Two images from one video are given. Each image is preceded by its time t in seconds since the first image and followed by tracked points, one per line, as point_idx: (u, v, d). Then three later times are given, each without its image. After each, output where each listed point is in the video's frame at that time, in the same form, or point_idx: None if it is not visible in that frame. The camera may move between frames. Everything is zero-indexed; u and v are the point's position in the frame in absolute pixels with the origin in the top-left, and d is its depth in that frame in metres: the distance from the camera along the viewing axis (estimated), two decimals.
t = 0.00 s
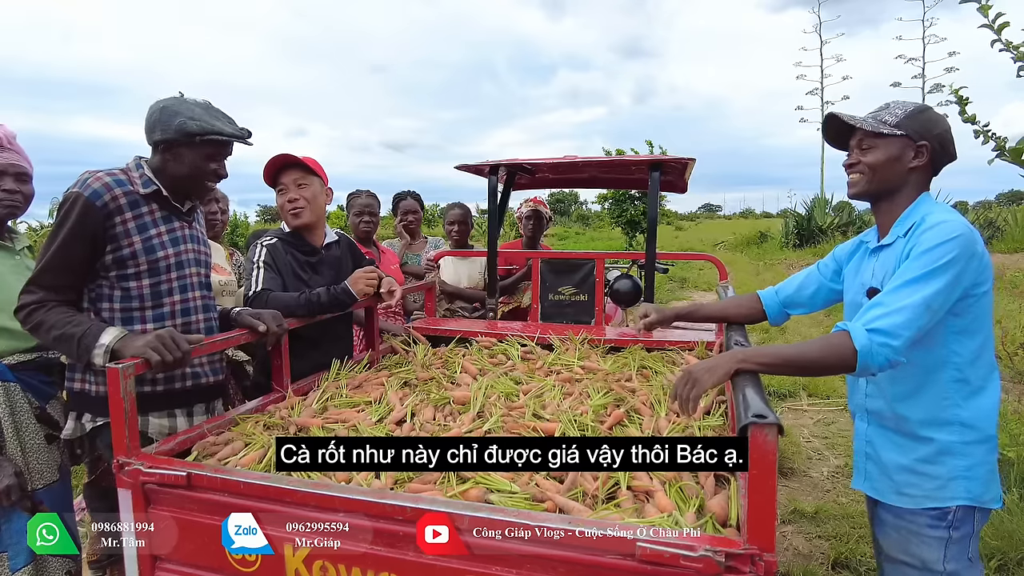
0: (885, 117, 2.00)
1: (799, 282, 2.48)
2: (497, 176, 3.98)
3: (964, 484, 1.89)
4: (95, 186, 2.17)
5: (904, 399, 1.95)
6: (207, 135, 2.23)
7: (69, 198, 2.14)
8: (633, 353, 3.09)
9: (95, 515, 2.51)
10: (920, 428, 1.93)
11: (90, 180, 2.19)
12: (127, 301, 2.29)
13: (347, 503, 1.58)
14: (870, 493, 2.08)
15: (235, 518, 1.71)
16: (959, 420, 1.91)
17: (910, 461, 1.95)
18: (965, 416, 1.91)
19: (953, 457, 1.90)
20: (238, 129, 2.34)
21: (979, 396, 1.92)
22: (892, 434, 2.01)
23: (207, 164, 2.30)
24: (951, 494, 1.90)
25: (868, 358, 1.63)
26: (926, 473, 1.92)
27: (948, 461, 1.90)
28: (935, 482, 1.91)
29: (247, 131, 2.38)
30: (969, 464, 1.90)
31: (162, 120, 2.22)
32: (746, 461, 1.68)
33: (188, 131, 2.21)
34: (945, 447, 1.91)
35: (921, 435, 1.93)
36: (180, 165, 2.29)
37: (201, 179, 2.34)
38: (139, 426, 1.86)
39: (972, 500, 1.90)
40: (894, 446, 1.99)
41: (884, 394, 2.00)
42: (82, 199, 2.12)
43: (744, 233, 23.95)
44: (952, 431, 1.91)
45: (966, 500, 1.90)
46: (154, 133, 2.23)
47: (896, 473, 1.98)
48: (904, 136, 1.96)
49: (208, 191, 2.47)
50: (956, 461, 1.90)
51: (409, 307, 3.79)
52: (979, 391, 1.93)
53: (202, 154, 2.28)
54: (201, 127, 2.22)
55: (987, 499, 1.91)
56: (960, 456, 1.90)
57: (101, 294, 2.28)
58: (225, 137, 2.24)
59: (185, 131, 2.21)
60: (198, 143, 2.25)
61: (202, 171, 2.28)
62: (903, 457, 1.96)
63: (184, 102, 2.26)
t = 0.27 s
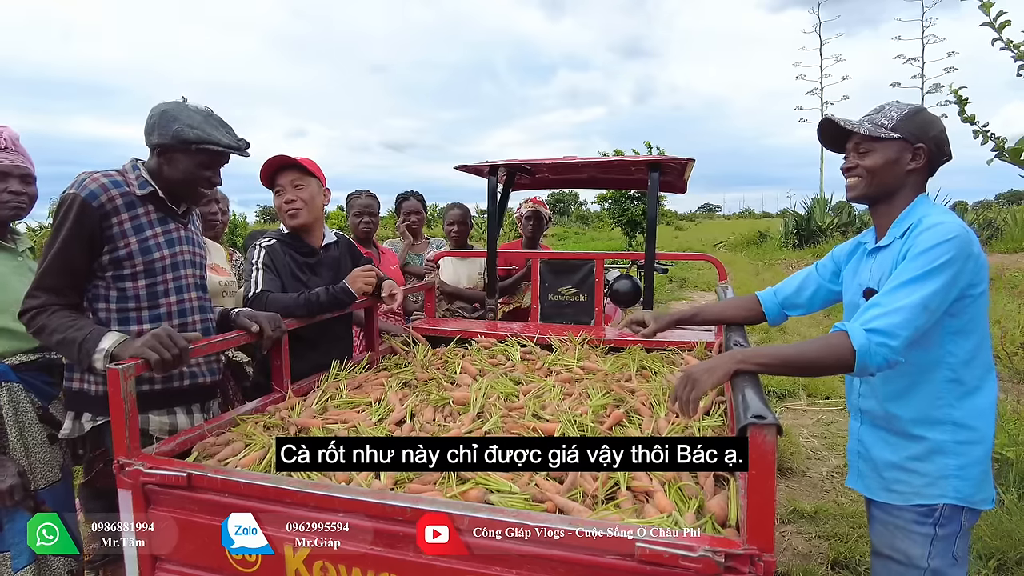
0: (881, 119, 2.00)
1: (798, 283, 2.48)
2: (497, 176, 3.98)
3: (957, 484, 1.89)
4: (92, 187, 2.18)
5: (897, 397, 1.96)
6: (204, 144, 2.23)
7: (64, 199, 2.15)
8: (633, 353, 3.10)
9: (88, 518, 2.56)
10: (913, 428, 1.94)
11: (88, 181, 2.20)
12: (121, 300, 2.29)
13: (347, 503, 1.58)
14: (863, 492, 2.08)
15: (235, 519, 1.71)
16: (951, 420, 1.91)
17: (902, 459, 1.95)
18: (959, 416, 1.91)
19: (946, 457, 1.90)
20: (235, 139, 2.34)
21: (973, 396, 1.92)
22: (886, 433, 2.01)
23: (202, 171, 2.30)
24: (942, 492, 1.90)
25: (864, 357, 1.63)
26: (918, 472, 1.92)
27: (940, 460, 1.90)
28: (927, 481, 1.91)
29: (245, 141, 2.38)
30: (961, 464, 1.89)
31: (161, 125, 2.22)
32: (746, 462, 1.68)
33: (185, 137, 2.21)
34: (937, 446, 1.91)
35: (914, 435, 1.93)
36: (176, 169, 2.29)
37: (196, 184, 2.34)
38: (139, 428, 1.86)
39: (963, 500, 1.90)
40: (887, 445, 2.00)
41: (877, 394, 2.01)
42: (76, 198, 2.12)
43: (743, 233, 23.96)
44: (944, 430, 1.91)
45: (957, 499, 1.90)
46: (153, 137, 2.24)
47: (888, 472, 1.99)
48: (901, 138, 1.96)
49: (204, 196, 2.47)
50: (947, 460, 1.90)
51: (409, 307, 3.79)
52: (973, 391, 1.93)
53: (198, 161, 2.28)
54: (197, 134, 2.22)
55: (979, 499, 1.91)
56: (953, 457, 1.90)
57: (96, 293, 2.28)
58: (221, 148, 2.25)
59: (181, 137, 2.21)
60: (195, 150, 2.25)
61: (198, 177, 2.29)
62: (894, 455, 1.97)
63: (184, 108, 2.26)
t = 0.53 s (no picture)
0: (879, 118, 2.00)
1: (797, 283, 2.48)
2: (497, 175, 3.97)
3: (956, 483, 1.89)
4: (94, 189, 2.17)
5: (895, 397, 1.96)
6: (200, 142, 2.23)
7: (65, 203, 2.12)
8: (634, 352, 3.09)
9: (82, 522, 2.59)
10: (912, 427, 1.93)
11: (88, 182, 2.18)
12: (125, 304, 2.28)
13: (348, 503, 1.58)
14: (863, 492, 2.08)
15: (236, 518, 1.71)
16: (951, 419, 1.91)
17: (901, 459, 1.95)
18: (958, 415, 1.91)
19: (945, 456, 1.90)
20: (231, 136, 2.34)
21: (971, 395, 1.92)
22: (884, 433, 2.01)
23: (198, 169, 2.30)
24: (942, 492, 1.90)
25: (865, 356, 1.63)
26: (917, 471, 1.92)
27: (939, 459, 1.90)
28: (926, 481, 1.91)
29: (242, 139, 2.38)
30: (960, 463, 1.89)
31: (156, 123, 2.22)
32: (746, 461, 1.69)
33: (181, 136, 2.21)
34: (936, 446, 1.91)
35: (913, 434, 1.93)
36: (172, 168, 2.28)
37: (192, 183, 2.34)
38: (139, 427, 1.86)
39: (963, 500, 1.90)
40: (886, 445, 2.00)
41: (876, 393, 2.01)
42: (77, 201, 2.10)
43: (743, 233, 23.97)
44: (943, 430, 1.91)
45: (956, 499, 1.89)
46: (148, 136, 2.24)
47: (887, 472, 1.99)
48: (898, 137, 1.96)
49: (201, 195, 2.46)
50: (947, 459, 1.90)
51: (409, 307, 3.79)
52: (972, 390, 1.92)
53: (193, 160, 2.28)
54: (193, 132, 2.21)
55: (979, 499, 1.90)
56: (952, 456, 1.90)
57: (99, 297, 2.26)
58: (217, 146, 2.24)
59: (177, 136, 2.21)
60: (190, 149, 2.25)
61: (193, 176, 2.28)
62: (894, 454, 1.97)
63: (179, 106, 2.26)
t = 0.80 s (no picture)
0: (881, 116, 1.99)
1: (799, 282, 2.48)
2: (497, 174, 3.97)
3: (957, 483, 1.89)
4: (98, 188, 2.14)
5: (895, 396, 1.96)
6: (191, 136, 2.21)
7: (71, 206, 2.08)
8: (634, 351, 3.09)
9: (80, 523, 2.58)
10: (912, 427, 1.93)
11: (90, 182, 2.15)
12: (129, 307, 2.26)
13: (348, 502, 1.58)
14: (862, 492, 2.08)
15: (235, 518, 1.71)
16: (951, 418, 1.91)
17: (902, 458, 1.95)
18: (958, 415, 1.90)
19: (945, 456, 1.90)
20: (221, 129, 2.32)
21: (972, 395, 1.92)
22: (885, 432, 2.01)
23: (191, 165, 2.28)
24: (942, 492, 1.89)
25: (866, 356, 1.62)
26: (917, 471, 1.92)
27: (939, 459, 1.90)
28: (926, 480, 1.91)
29: (233, 132, 2.36)
30: (961, 463, 1.89)
31: (145, 120, 2.19)
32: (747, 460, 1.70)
33: (171, 132, 2.19)
34: (936, 445, 1.90)
35: (913, 434, 1.93)
36: (164, 166, 2.26)
37: (185, 179, 2.32)
38: (138, 427, 1.85)
39: (963, 500, 1.89)
40: (886, 444, 2.00)
41: (877, 392, 2.01)
42: (85, 199, 2.08)
43: (742, 233, 23.98)
44: (943, 429, 1.91)
45: (957, 499, 1.89)
46: (137, 134, 2.21)
47: (887, 471, 1.99)
48: (899, 135, 1.96)
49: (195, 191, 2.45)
50: (948, 459, 1.89)
51: (409, 306, 3.78)
52: (973, 390, 1.92)
53: (186, 155, 2.26)
54: (184, 127, 2.20)
55: (979, 500, 1.90)
56: (953, 456, 1.90)
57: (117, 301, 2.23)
58: (209, 139, 2.23)
59: (167, 132, 2.19)
60: (181, 144, 2.23)
61: (187, 172, 2.27)
62: (894, 454, 1.97)
63: (167, 102, 2.24)
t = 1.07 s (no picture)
0: (885, 115, 1.99)
1: (800, 282, 2.48)
2: (498, 174, 3.97)
3: (963, 483, 1.89)
4: (112, 188, 2.12)
5: (901, 396, 1.96)
6: (196, 135, 2.21)
7: (88, 206, 2.03)
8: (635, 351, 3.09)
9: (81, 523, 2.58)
10: (918, 426, 1.93)
11: (103, 181, 2.12)
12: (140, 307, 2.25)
13: (350, 501, 1.58)
14: (867, 492, 2.08)
15: (235, 518, 1.71)
16: (957, 418, 1.91)
17: (907, 459, 1.95)
18: (964, 415, 1.91)
19: (952, 456, 1.90)
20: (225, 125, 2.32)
21: (979, 394, 1.92)
22: (890, 433, 2.01)
23: (196, 162, 2.29)
24: (949, 492, 1.89)
25: (870, 356, 1.62)
26: (923, 471, 1.92)
27: (945, 459, 1.90)
28: (933, 481, 1.91)
29: (236, 129, 2.36)
30: (967, 463, 1.89)
31: (148, 118, 2.18)
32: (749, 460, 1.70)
33: (176, 129, 2.19)
34: (942, 445, 1.90)
35: (919, 434, 1.93)
36: (169, 163, 2.26)
37: (188, 177, 2.31)
38: (140, 427, 1.86)
39: (971, 500, 1.89)
40: (891, 444, 2.00)
41: (882, 392, 2.02)
42: (101, 197, 2.06)
43: (742, 233, 23.99)
44: (949, 429, 1.91)
45: (963, 499, 1.89)
46: (141, 132, 2.20)
47: (893, 472, 1.99)
48: (903, 134, 1.96)
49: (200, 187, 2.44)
50: (954, 460, 1.90)
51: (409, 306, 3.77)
52: (979, 390, 1.92)
53: (190, 155, 2.26)
54: (188, 124, 2.20)
55: (986, 500, 1.90)
56: (959, 456, 1.90)
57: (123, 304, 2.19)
58: (214, 136, 2.23)
59: (172, 129, 2.19)
60: (186, 141, 2.23)
61: (190, 172, 2.27)
62: (899, 454, 1.97)
63: (170, 100, 2.23)
